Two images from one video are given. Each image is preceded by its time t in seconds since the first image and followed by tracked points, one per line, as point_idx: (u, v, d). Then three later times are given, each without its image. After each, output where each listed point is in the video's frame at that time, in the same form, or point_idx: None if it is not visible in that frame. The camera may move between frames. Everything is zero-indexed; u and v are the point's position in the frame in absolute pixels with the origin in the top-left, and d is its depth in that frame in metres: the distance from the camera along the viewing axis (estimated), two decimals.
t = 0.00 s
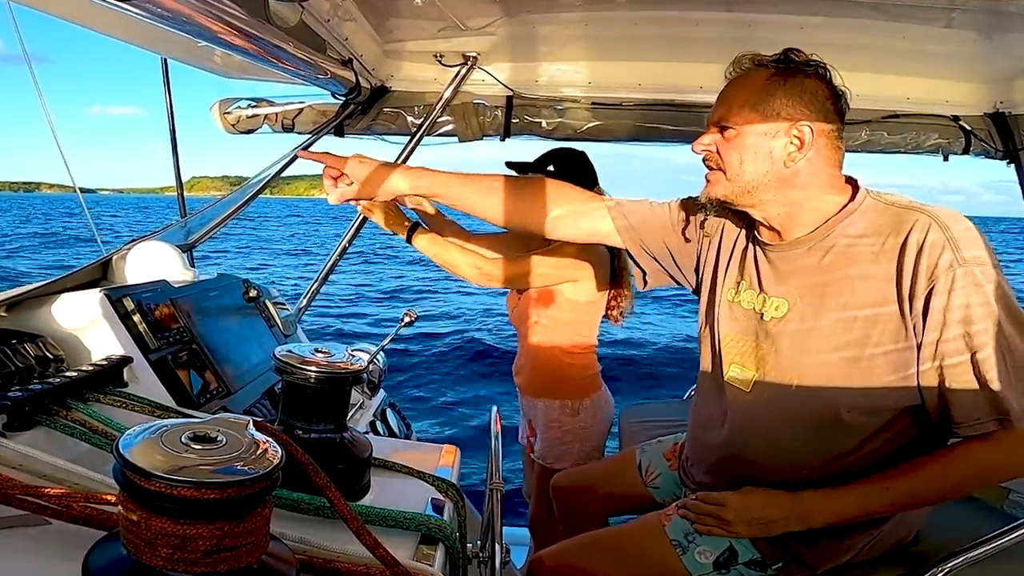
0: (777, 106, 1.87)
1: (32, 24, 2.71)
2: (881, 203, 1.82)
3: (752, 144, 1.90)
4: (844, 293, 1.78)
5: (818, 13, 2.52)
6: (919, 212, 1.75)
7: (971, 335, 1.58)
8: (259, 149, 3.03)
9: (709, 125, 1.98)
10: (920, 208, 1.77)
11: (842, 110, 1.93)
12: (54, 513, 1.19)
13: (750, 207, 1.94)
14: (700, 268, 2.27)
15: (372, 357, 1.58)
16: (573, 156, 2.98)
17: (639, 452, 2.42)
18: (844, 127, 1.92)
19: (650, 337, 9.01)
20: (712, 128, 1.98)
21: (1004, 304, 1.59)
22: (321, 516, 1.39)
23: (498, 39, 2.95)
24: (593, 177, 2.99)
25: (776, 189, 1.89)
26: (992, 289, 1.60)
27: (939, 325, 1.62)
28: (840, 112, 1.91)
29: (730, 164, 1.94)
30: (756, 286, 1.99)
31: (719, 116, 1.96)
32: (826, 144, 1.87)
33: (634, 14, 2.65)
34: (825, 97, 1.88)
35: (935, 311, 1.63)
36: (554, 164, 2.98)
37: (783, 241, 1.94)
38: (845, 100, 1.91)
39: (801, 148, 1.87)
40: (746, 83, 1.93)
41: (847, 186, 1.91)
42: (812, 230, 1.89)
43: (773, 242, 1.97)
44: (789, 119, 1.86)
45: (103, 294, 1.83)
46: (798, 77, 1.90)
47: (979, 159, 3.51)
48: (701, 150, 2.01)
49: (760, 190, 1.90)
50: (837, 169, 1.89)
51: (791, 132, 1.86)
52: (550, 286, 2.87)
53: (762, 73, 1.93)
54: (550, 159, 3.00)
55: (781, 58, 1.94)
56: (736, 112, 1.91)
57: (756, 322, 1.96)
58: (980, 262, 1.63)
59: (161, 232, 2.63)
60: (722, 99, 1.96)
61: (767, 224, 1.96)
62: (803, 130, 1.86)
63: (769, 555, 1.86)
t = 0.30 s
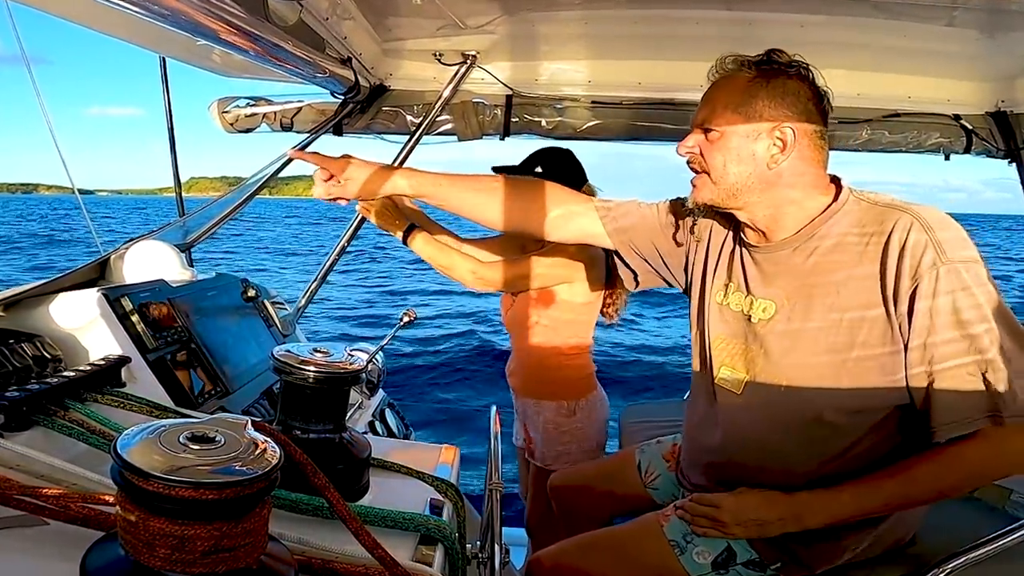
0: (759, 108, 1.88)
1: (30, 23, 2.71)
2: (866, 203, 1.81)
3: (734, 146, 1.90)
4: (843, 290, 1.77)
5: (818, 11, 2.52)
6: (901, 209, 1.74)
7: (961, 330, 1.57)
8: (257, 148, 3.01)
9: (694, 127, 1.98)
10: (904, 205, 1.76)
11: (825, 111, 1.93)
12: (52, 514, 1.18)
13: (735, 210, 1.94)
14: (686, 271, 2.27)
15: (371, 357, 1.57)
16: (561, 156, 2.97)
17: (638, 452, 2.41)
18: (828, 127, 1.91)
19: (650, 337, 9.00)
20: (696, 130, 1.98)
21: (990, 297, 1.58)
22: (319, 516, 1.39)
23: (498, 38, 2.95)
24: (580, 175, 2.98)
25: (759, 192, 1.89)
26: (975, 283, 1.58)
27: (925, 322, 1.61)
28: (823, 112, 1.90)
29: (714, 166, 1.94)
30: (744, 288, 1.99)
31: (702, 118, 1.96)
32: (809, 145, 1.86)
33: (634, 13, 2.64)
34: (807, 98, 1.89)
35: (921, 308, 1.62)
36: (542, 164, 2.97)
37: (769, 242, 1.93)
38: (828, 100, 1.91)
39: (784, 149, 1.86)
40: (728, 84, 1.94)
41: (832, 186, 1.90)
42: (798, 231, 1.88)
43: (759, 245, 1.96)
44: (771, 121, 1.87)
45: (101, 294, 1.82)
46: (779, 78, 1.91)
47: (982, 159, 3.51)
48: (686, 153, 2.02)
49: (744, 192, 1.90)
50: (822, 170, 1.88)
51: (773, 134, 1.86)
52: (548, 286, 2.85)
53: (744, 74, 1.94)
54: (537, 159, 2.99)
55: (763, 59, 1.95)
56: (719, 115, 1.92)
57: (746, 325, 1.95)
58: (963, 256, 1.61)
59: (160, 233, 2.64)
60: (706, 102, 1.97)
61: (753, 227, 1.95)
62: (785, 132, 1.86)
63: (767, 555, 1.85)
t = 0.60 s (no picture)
0: (749, 110, 1.87)
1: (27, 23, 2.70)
2: (856, 203, 1.80)
3: (724, 148, 1.89)
4: (842, 289, 1.75)
5: (820, 10, 2.51)
6: (889, 207, 1.75)
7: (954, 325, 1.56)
8: (255, 147, 3.00)
9: (685, 130, 1.98)
10: (893, 203, 1.76)
11: (815, 112, 1.92)
12: (49, 514, 1.17)
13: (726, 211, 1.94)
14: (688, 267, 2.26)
15: (370, 357, 1.57)
16: (557, 155, 2.97)
17: (637, 453, 2.40)
18: (817, 129, 1.90)
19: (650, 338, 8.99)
20: (688, 132, 1.98)
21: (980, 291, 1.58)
22: (317, 517, 1.38)
23: (498, 36, 2.94)
24: (578, 175, 2.98)
25: (749, 193, 1.88)
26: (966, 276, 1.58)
27: (915, 318, 1.61)
28: (812, 114, 1.90)
29: (705, 168, 1.93)
30: (737, 287, 1.99)
31: (693, 121, 1.96)
32: (799, 146, 1.86)
33: (634, 11, 2.64)
34: (797, 100, 1.88)
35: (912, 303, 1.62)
36: (539, 164, 2.97)
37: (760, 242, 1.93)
38: (817, 102, 1.91)
39: (774, 150, 1.86)
40: (718, 87, 1.94)
41: (822, 186, 1.90)
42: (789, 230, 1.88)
43: (750, 245, 1.96)
44: (761, 123, 1.86)
45: (99, 293, 1.81)
46: (768, 80, 1.90)
47: (981, 159, 3.47)
48: (677, 154, 2.01)
49: (735, 193, 1.90)
50: (812, 171, 1.87)
51: (763, 135, 1.86)
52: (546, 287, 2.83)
53: (733, 77, 1.93)
54: (535, 159, 2.99)
55: (753, 61, 1.95)
56: (710, 117, 1.92)
57: (741, 324, 1.95)
58: (953, 250, 1.62)
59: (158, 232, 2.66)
60: (697, 104, 1.96)
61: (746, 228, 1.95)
62: (776, 134, 1.85)
63: (767, 554, 1.84)
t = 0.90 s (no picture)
0: (747, 110, 1.87)
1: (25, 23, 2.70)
2: (851, 201, 1.81)
3: (723, 147, 1.89)
4: (843, 286, 1.74)
5: (821, 8, 2.51)
6: (879, 205, 1.74)
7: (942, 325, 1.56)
8: (254, 147, 2.99)
9: (683, 130, 1.98)
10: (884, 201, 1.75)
11: (811, 112, 1.92)
12: (47, 514, 1.17)
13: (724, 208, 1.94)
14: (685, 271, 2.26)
15: (369, 357, 1.56)
16: (563, 156, 2.95)
17: (637, 453, 2.40)
18: (813, 129, 1.91)
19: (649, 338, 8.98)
20: (687, 132, 1.98)
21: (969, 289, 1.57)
22: (317, 517, 1.37)
23: (498, 35, 2.93)
24: (583, 175, 2.98)
25: (747, 191, 1.88)
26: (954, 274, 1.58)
27: (905, 319, 1.61)
28: (808, 114, 1.90)
29: (704, 167, 1.93)
30: (733, 284, 1.98)
31: (692, 121, 1.96)
32: (795, 145, 1.86)
33: (635, 9, 2.63)
34: (793, 100, 1.88)
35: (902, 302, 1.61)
36: (545, 164, 2.95)
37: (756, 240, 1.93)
38: (813, 102, 1.91)
39: (771, 149, 1.86)
40: (716, 88, 1.94)
41: (818, 184, 1.90)
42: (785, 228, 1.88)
43: (747, 243, 1.96)
44: (758, 122, 1.86)
45: (96, 293, 1.81)
46: (766, 80, 1.90)
47: (983, 158, 3.49)
48: (677, 153, 2.01)
49: (732, 191, 1.89)
50: (808, 170, 1.87)
51: (761, 135, 1.86)
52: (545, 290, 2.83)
53: (731, 78, 1.93)
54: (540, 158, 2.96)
55: (750, 62, 1.95)
56: (708, 117, 1.92)
57: (738, 322, 1.94)
58: (940, 249, 1.61)
59: (156, 232, 2.65)
60: (695, 104, 1.96)
61: (744, 224, 1.95)
62: (773, 133, 1.85)
63: (764, 551, 1.85)
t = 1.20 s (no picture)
0: (746, 111, 1.88)
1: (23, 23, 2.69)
2: (844, 201, 1.79)
3: (723, 147, 1.89)
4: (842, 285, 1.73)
5: (821, 6, 2.50)
6: (870, 206, 1.73)
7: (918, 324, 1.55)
8: (252, 147, 2.98)
9: (684, 129, 1.99)
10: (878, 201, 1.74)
11: (811, 113, 1.92)
12: (45, 515, 1.16)
13: (723, 207, 1.94)
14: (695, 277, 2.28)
15: (368, 357, 1.55)
16: (566, 154, 2.99)
17: (639, 453, 2.40)
18: (813, 130, 1.90)
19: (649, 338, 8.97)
20: (687, 132, 1.99)
21: (951, 292, 1.54)
22: (315, 517, 1.36)
23: (497, 33, 2.93)
24: (585, 177, 2.95)
25: (745, 190, 1.88)
26: (935, 276, 1.56)
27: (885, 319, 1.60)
28: (807, 116, 1.89)
29: (704, 166, 1.93)
30: (730, 283, 1.98)
31: (692, 120, 1.97)
32: (794, 146, 1.86)
33: (635, 8, 2.62)
34: (792, 101, 1.88)
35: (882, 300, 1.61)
36: (548, 160, 2.97)
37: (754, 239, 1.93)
38: (811, 104, 1.91)
39: (770, 150, 1.86)
40: (716, 88, 1.95)
41: (817, 185, 1.89)
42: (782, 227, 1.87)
43: (745, 243, 1.96)
44: (758, 122, 1.86)
45: (94, 292, 1.80)
46: (766, 81, 1.90)
47: (984, 157, 3.47)
48: (677, 153, 2.01)
49: (731, 191, 1.90)
50: (807, 171, 1.87)
51: (759, 135, 1.86)
52: (546, 293, 2.85)
53: (731, 79, 1.94)
54: (543, 156, 3.00)
55: (750, 63, 1.95)
56: (708, 117, 1.93)
57: (735, 322, 1.94)
58: (928, 251, 1.58)
59: (155, 231, 2.63)
60: (698, 104, 1.97)
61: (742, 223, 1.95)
62: (773, 133, 1.85)
63: (765, 550, 1.84)
